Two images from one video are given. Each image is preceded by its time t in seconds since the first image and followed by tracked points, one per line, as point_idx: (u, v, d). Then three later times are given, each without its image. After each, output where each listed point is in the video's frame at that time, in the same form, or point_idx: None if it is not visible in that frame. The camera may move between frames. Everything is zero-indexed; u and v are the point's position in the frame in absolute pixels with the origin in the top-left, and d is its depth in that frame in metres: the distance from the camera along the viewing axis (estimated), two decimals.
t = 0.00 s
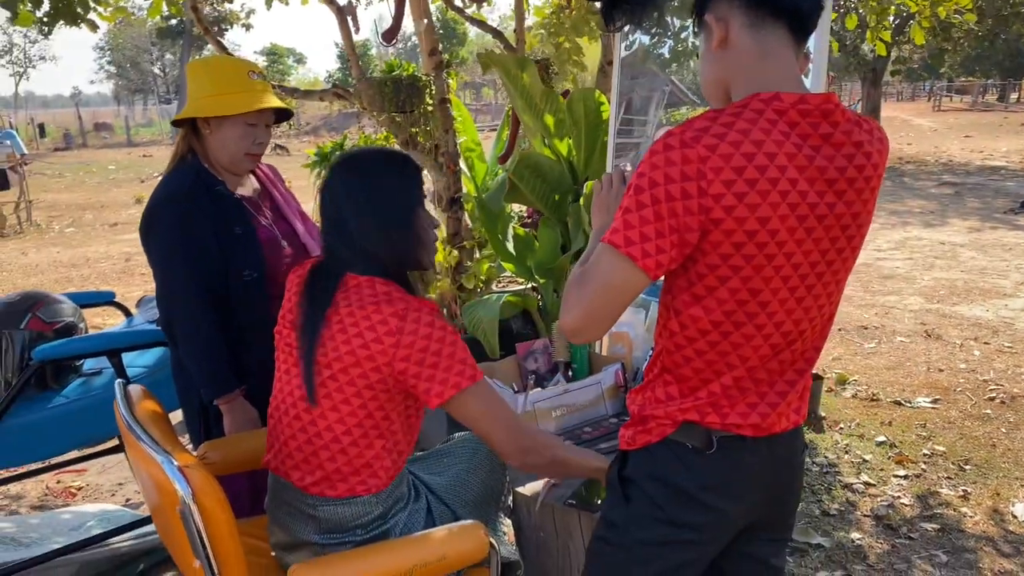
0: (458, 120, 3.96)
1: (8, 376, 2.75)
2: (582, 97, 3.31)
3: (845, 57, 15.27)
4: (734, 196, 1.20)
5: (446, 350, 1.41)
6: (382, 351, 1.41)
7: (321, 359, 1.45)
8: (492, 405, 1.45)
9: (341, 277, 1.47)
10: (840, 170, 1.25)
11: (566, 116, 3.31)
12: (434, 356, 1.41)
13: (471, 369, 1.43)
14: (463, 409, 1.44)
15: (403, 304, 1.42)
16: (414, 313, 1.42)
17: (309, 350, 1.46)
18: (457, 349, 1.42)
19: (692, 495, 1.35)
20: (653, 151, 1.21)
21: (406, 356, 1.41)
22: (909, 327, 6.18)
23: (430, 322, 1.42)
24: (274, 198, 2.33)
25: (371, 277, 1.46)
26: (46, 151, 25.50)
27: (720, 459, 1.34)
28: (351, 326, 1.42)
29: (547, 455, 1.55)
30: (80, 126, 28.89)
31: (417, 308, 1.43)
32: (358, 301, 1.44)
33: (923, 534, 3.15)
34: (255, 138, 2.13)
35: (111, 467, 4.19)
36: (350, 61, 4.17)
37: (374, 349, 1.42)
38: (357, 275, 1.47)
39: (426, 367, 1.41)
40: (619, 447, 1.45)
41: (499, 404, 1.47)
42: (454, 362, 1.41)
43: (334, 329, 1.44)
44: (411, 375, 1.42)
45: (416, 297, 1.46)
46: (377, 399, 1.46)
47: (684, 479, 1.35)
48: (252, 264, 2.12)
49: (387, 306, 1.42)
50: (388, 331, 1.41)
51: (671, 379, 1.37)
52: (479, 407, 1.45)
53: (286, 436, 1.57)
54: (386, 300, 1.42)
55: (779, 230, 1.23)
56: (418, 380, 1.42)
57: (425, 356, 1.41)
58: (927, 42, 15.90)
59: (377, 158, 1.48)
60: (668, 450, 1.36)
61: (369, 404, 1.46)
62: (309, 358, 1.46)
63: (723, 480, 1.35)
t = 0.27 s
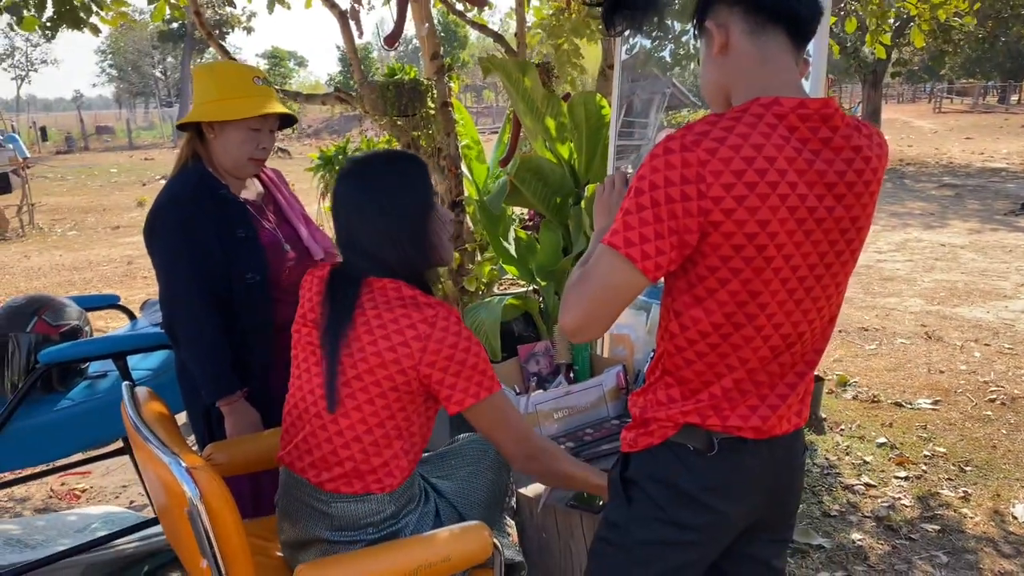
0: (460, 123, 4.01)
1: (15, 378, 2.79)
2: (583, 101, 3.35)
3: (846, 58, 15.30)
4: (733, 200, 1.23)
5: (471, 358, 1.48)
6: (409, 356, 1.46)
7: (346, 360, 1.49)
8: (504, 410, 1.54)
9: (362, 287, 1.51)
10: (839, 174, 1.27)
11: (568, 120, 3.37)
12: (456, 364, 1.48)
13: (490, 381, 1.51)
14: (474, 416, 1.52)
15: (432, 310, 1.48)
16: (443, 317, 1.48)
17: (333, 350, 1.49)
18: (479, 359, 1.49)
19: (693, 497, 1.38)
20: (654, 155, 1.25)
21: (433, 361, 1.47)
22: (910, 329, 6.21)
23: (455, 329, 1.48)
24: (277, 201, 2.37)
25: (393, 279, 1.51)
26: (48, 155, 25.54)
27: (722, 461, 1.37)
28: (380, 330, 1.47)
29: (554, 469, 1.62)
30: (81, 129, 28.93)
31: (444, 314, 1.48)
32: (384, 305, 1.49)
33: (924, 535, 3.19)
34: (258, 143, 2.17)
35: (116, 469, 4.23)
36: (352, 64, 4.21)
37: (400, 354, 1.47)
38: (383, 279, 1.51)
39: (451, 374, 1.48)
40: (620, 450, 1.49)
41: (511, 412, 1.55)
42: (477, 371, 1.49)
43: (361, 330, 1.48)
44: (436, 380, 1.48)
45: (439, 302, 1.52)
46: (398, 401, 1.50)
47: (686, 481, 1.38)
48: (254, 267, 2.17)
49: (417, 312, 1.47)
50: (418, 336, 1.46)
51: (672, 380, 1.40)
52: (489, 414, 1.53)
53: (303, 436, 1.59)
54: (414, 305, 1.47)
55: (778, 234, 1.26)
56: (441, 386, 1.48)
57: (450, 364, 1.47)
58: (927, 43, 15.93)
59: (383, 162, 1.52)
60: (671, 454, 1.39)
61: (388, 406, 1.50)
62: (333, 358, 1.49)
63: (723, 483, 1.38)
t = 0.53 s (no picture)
0: (459, 130, 4.05)
1: (15, 385, 2.83)
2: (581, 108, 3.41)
3: (845, 65, 15.38)
4: (731, 208, 1.22)
5: (468, 365, 1.50)
6: (406, 364, 1.48)
7: (343, 368, 1.51)
8: (503, 420, 1.56)
9: (361, 288, 1.52)
10: (835, 182, 1.26)
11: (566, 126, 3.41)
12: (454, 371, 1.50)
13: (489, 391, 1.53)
14: (474, 424, 1.54)
15: (430, 318, 1.50)
16: (438, 323, 1.50)
17: (330, 357, 1.51)
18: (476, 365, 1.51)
19: (693, 503, 1.35)
20: (651, 163, 1.23)
21: (429, 369, 1.49)
22: (909, 335, 6.24)
23: (453, 336, 1.50)
24: (279, 206, 2.40)
25: (391, 287, 1.52)
26: (49, 162, 25.63)
27: (722, 467, 1.35)
28: (377, 337, 1.49)
29: (551, 478, 1.64)
30: (83, 136, 29.04)
31: (442, 322, 1.50)
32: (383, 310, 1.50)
33: (923, 541, 3.21)
34: (259, 150, 2.21)
35: (116, 475, 4.25)
36: (352, 72, 4.26)
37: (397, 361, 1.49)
38: (382, 286, 1.52)
39: (447, 381, 1.50)
40: (620, 456, 1.45)
41: (510, 422, 1.57)
42: (474, 378, 1.51)
43: (358, 338, 1.49)
44: (433, 387, 1.50)
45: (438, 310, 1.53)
46: (396, 409, 1.52)
47: (686, 487, 1.35)
48: (255, 272, 2.19)
49: (416, 321, 1.49)
50: (415, 343, 1.48)
51: (671, 389, 1.38)
52: (488, 424, 1.55)
53: (301, 444, 1.61)
54: (412, 312, 1.50)
55: (775, 241, 1.24)
56: (438, 394, 1.51)
57: (447, 371, 1.49)
58: (926, 51, 16.02)
59: (387, 165, 1.53)
60: (670, 460, 1.37)
61: (385, 413, 1.52)
62: (331, 365, 1.51)
63: (723, 489, 1.35)
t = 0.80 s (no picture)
0: (460, 138, 4.06)
1: (16, 392, 2.83)
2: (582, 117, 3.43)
3: (846, 74, 15.39)
4: (733, 215, 1.22)
5: (455, 371, 1.50)
6: (392, 374, 1.47)
7: (328, 380, 1.49)
8: (494, 421, 1.56)
9: (342, 291, 1.51)
10: (836, 188, 1.27)
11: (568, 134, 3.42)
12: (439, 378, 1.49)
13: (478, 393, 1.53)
14: (466, 426, 1.55)
15: (414, 326, 1.48)
16: (419, 331, 1.48)
17: (315, 369, 1.50)
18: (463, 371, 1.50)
19: (695, 510, 1.35)
20: (653, 171, 1.23)
21: (416, 378, 1.48)
22: (911, 344, 6.23)
23: (438, 342, 1.49)
24: (279, 214, 2.40)
25: (376, 295, 1.51)
26: (52, 171, 25.67)
27: (724, 474, 1.34)
28: (361, 348, 1.48)
29: (551, 480, 1.64)
30: (85, 145, 29.11)
31: (426, 329, 1.49)
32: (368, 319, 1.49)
33: (925, 550, 3.20)
34: (260, 156, 2.21)
35: (116, 483, 4.25)
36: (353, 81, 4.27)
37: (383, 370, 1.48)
38: (364, 293, 1.51)
39: (434, 389, 1.49)
40: (621, 464, 1.45)
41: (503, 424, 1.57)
42: (460, 384, 1.50)
43: (342, 349, 1.48)
44: (420, 396, 1.49)
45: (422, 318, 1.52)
46: (381, 418, 1.52)
47: (689, 493, 1.35)
48: (258, 279, 2.19)
49: (400, 329, 1.47)
50: (399, 353, 1.47)
51: (673, 396, 1.37)
52: (480, 426, 1.55)
53: (291, 455, 1.60)
54: (395, 321, 1.48)
55: (777, 247, 1.24)
56: (426, 402, 1.50)
57: (433, 379, 1.49)
58: (927, 60, 16.04)
59: (389, 173, 1.54)
60: (673, 467, 1.36)
61: (373, 422, 1.52)
62: (315, 377, 1.50)
63: (725, 495, 1.35)
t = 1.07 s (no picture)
0: (465, 149, 4.11)
1: (26, 401, 2.88)
2: (586, 127, 3.45)
3: (850, 84, 15.45)
4: (739, 226, 1.26)
5: (449, 380, 1.49)
6: (385, 386, 1.47)
7: (324, 395, 1.50)
8: (496, 432, 1.57)
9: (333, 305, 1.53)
10: (840, 200, 1.31)
11: (572, 145, 3.48)
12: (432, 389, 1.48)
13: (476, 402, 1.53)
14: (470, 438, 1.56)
15: (405, 337, 1.48)
16: (409, 341, 1.48)
17: (311, 384, 1.51)
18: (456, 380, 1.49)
19: (699, 517, 1.39)
20: (661, 181, 1.28)
21: (408, 389, 1.47)
22: (915, 353, 6.26)
23: (432, 352, 1.48)
24: (288, 224, 2.45)
25: (368, 307, 1.52)
26: (58, 181, 25.83)
27: (728, 482, 1.38)
28: (354, 360, 1.48)
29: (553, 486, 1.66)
30: (92, 155, 29.28)
31: (418, 340, 1.48)
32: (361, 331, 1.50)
33: (930, 559, 3.23)
34: (266, 166, 2.26)
35: (123, 492, 4.29)
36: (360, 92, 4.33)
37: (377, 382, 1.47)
38: (358, 305, 1.53)
39: (428, 399, 1.48)
40: (626, 472, 1.50)
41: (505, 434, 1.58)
42: (454, 394, 1.49)
43: (336, 364, 1.49)
44: (415, 406, 1.49)
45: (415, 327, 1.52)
46: (378, 431, 1.51)
47: (693, 501, 1.39)
48: (265, 289, 2.24)
49: (391, 340, 1.47)
50: (392, 364, 1.46)
51: (679, 404, 1.42)
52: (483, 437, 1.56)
53: (293, 470, 1.60)
54: (387, 331, 1.48)
55: (782, 258, 1.29)
56: (420, 413, 1.50)
57: (427, 389, 1.48)
58: (931, 70, 16.09)
59: (381, 183, 1.55)
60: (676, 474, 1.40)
61: (370, 435, 1.51)
62: (311, 391, 1.51)
63: (728, 503, 1.38)
